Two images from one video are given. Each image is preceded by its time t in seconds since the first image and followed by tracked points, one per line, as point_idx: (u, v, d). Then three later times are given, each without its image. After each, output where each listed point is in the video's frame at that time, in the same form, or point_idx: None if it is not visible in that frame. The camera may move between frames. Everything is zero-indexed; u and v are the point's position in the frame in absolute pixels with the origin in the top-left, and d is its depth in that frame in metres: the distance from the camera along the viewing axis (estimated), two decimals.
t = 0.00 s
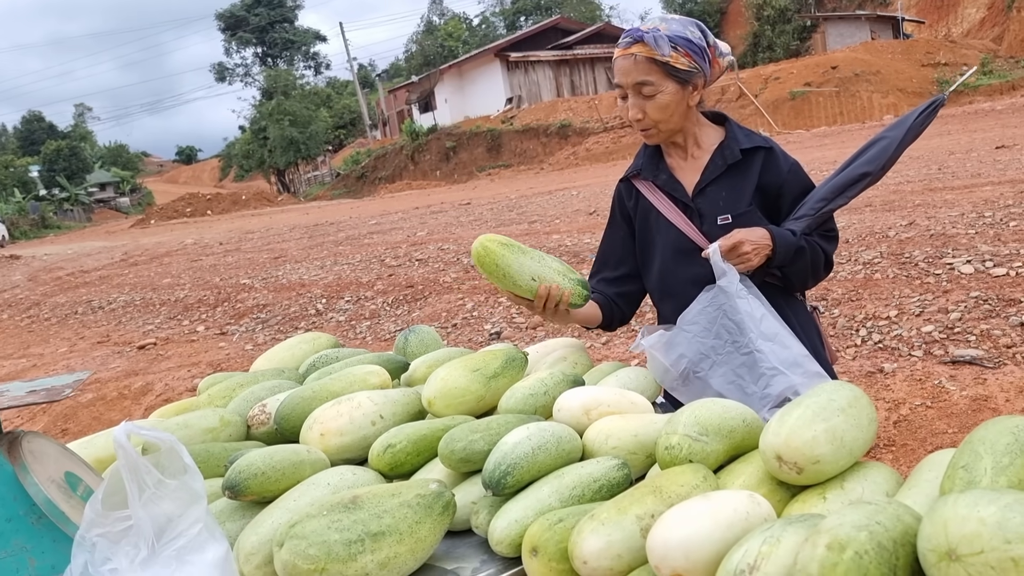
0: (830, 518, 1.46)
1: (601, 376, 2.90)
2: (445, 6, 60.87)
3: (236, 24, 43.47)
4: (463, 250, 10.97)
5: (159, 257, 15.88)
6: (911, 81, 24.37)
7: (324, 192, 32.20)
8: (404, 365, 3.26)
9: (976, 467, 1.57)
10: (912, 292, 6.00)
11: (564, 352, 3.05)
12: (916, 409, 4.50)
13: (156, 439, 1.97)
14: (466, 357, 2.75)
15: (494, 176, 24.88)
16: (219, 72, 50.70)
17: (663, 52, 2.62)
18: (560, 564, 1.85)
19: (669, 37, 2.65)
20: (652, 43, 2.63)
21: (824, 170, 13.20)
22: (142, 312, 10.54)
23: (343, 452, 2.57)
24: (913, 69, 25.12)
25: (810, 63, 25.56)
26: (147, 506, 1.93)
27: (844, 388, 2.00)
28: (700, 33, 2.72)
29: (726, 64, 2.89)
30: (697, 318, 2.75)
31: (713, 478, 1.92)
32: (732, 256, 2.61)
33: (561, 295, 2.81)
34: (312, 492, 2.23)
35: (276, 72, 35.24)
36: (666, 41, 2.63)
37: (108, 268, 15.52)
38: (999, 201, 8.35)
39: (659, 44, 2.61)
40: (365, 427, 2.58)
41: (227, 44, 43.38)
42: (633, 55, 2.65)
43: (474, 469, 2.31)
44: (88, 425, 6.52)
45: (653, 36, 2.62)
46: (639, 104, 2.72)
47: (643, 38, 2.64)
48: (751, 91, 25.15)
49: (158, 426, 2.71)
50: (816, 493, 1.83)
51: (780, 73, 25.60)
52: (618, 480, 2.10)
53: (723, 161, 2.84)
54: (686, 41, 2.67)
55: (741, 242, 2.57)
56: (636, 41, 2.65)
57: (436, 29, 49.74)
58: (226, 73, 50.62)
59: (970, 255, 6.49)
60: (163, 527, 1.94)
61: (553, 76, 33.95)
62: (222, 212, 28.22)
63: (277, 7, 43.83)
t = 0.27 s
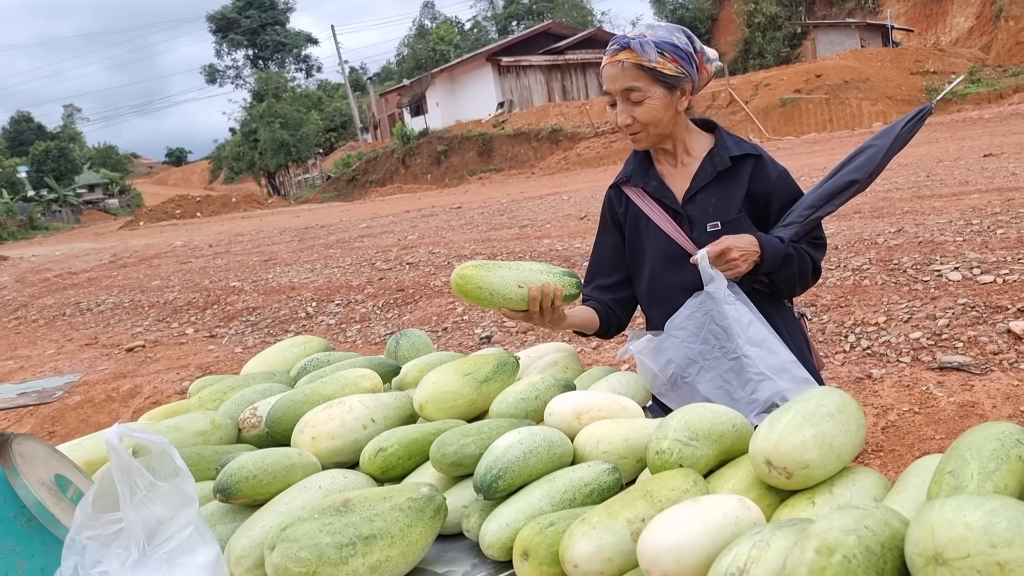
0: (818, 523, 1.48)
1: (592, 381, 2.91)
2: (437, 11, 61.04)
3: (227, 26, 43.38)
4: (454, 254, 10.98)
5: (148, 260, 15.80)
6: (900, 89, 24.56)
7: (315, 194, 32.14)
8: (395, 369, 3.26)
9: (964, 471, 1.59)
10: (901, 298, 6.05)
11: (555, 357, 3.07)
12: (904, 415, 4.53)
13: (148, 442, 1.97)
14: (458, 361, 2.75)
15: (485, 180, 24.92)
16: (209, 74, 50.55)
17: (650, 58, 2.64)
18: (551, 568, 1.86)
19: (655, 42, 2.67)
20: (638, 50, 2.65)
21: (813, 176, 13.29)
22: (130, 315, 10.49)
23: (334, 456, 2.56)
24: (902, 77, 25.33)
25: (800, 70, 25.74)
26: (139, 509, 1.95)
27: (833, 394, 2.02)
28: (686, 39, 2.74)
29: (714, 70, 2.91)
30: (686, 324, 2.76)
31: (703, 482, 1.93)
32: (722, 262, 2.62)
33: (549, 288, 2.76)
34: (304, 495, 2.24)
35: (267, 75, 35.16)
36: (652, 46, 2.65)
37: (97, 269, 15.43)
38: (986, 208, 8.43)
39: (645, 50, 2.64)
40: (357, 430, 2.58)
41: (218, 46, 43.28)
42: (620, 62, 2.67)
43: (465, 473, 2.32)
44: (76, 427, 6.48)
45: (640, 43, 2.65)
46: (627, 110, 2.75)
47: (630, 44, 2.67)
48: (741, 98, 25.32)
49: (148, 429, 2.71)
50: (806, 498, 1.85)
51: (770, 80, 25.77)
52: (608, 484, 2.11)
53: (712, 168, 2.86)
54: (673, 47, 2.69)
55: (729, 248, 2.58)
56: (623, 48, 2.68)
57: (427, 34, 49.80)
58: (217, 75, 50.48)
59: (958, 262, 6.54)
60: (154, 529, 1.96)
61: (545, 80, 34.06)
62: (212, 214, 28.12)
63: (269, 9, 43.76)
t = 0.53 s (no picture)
0: (813, 529, 1.48)
1: (586, 386, 2.91)
2: (430, 15, 61.16)
3: (219, 28, 43.30)
4: (446, 258, 10.97)
5: (138, 263, 15.72)
6: (891, 96, 24.72)
7: (307, 198, 32.08)
8: (388, 374, 3.25)
9: (956, 477, 1.60)
10: (891, 304, 6.08)
11: (549, 362, 3.07)
12: (895, 420, 4.55)
13: (140, 446, 1.98)
14: (451, 365, 2.74)
15: (477, 184, 24.92)
16: (201, 77, 50.41)
17: (635, 69, 2.64)
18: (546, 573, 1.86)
19: (639, 52, 2.67)
20: (624, 61, 2.65)
21: (804, 182, 13.35)
22: (120, 318, 10.43)
23: (327, 461, 2.56)
24: (892, 84, 25.49)
25: (791, 76, 25.89)
26: (130, 513, 1.96)
27: (826, 399, 2.03)
28: (672, 47, 2.74)
29: (703, 77, 2.92)
30: (680, 332, 2.77)
31: (697, 488, 1.94)
32: (715, 269, 2.63)
33: (535, 296, 2.74)
34: (297, 500, 2.23)
35: (259, 78, 35.10)
36: (637, 57, 2.65)
37: (86, 272, 15.35)
38: (976, 215, 8.50)
39: (629, 61, 2.63)
40: (350, 435, 2.57)
41: (210, 48, 43.18)
42: (606, 73, 2.68)
43: (460, 478, 2.31)
44: (65, 431, 6.44)
45: (624, 54, 2.65)
46: (614, 121, 2.76)
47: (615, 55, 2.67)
48: (733, 103, 25.43)
49: (141, 433, 2.69)
50: (800, 503, 1.85)
51: (762, 86, 25.91)
52: (603, 489, 2.11)
53: (704, 175, 2.87)
54: (659, 56, 2.69)
55: (722, 256, 2.59)
56: (608, 60, 2.68)
57: (420, 38, 49.84)
58: (209, 78, 50.36)
59: (948, 268, 6.58)
60: (146, 533, 1.97)
61: (537, 85, 34.12)
62: (203, 217, 28.03)
63: (261, 12, 43.69)
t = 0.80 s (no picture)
0: (811, 531, 1.48)
1: (582, 388, 2.90)
2: (426, 16, 61.21)
3: (215, 29, 43.23)
4: (442, 259, 10.95)
5: (134, 263, 15.67)
6: (886, 98, 24.77)
7: (303, 198, 32.02)
8: (384, 375, 3.24)
9: (955, 480, 1.59)
10: (887, 306, 6.09)
11: (546, 363, 3.06)
12: (891, 422, 4.55)
13: (134, 448, 1.96)
14: (446, 367, 2.73)
15: (473, 185, 24.90)
16: (197, 77, 50.30)
17: (627, 65, 2.64)
18: None
19: (633, 49, 2.67)
20: (617, 58, 2.66)
21: (800, 184, 13.37)
22: (115, 318, 10.39)
23: (322, 462, 2.54)
24: (888, 86, 25.54)
25: (787, 78, 25.94)
26: (123, 515, 1.95)
27: (822, 401, 2.02)
28: (667, 46, 2.74)
29: (699, 77, 2.91)
30: (674, 336, 2.76)
31: (694, 490, 1.93)
32: (707, 274, 2.63)
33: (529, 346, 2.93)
34: (292, 502, 2.21)
35: (255, 78, 35.02)
36: (629, 53, 2.65)
37: (81, 272, 15.29)
38: (971, 217, 8.51)
39: (622, 57, 2.64)
40: (345, 437, 2.56)
41: (206, 49, 43.10)
42: (599, 70, 2.68)
43: (455, 480, 2.30)
44: (59, 432, 6.41)
45: (617, 50, 2.65)
46: (607, 119, 2.76)
47: (608, 54, 2.68)
48: (729, 105, 25.47)
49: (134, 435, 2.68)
50: (797, 505, 1.84)
51: (758, 88, 25.96)
52: (598, 491, 2.10)
53: (697, 176, 2.86)
54: (652, 54, 2.69)
55: (715, 260, 2.58)
56: (602, 57, 2.69)
57: (417, 38, 49.85)
58: (205, 78, 50.27)
59: (944, 270, 6.59)
60: (139, 536, 1.96)
61: (533, 86, 34.14)
62: (198, 218, 27.96)
63: (257, 13, 43.62)
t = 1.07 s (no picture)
0: (814, 533, 1.46)
1: (583, 389, 2.88)
2: (426, 16, 61.21)
3: (215, 28, 43.22)
4: (442, 259, 10.94)
5: (133, 262, 15.65)
6: (886, 98, 24.76)
7: (302, 198, 32.00)
8: (383, 375, 3.23)
9: (957, 482, 1.58)
10: (887, 306, 6.08)
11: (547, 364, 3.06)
12: (891, 422, 4.54)
13: (132, 449, 1.96)
14: (445, 368, 2.73)
15: (473, 185, 24.89)
16: (197, 76, 50.27)
17: (625, 65, 2.63)
18: None
19: (632, 49, 2.66)
20: (615, 58, 2.65)
21: (800, 184, 13.37)
22: (114, 318, 10.37)
23: (321, 463, 2.53)
24: (888, 86, 25.53)
25: (787, 78, 25.93)
26: (121, 516, 1.94)
27: (824, 403, 2.01)
28: (667, 45, 2.73)
29: (700, 76, 2.90)
30: (673, 338, 2.73)
31: (694, 491, 1.92)
32: (707, 276, 2.63)
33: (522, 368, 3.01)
34: (290, 503, 2.20)
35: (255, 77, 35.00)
36: (628, 53, 2.64)
37: (81, 272, 15.27)
38: (971, 217, 8.51)
39: (620, 57, 2.63)
40: (344, 437, 2.54)
41: (206, 48, 43.07)
42: (599, 70, 2.68)
43: (454, 481, 2.29)
44: (57, 431, 6.40)
45: (616, 50, 2.65)
46: (608, 119, 2.75)
47: (607, 55, 2.67)
48: (729, 105, 25.46)
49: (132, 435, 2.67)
50: (798, 507, 1.83)
51: (758, 88, 25.96)
52: (598, 493, 2.09)
53: (698, 176, 2.85)
54: (651, 53, 2.68)
55: (714, 262, 2.59)
56: (601, 57, 2.68)
57: (417, 38, 49.82)
58: (205, 77, 50.24)
59: (944, 271, 6.58)
60: (136, 538, 1.94)
61: (533, 86, 34.13)
62: (198, 217, 27.94)
63: (257, 12, 43.60)
